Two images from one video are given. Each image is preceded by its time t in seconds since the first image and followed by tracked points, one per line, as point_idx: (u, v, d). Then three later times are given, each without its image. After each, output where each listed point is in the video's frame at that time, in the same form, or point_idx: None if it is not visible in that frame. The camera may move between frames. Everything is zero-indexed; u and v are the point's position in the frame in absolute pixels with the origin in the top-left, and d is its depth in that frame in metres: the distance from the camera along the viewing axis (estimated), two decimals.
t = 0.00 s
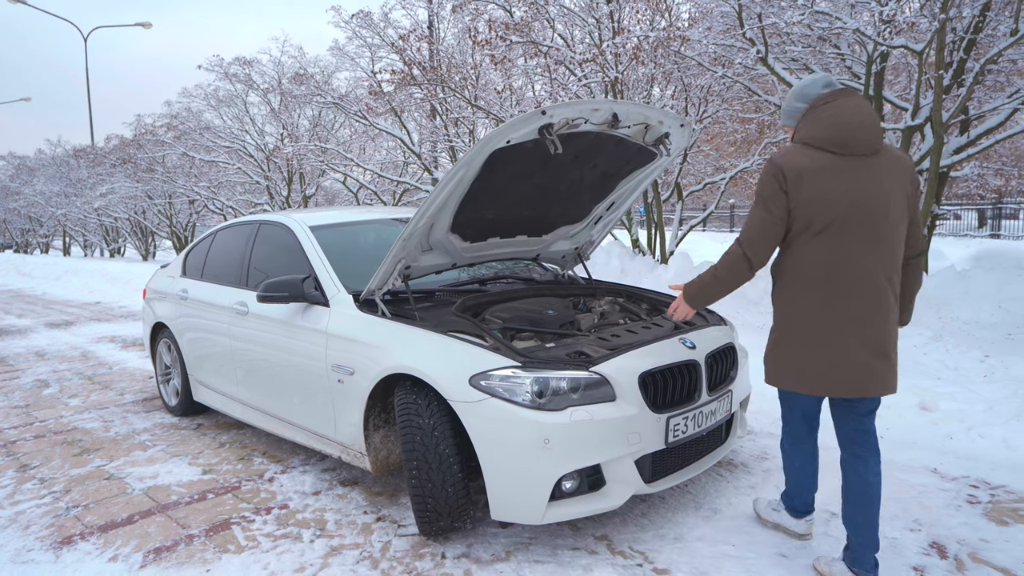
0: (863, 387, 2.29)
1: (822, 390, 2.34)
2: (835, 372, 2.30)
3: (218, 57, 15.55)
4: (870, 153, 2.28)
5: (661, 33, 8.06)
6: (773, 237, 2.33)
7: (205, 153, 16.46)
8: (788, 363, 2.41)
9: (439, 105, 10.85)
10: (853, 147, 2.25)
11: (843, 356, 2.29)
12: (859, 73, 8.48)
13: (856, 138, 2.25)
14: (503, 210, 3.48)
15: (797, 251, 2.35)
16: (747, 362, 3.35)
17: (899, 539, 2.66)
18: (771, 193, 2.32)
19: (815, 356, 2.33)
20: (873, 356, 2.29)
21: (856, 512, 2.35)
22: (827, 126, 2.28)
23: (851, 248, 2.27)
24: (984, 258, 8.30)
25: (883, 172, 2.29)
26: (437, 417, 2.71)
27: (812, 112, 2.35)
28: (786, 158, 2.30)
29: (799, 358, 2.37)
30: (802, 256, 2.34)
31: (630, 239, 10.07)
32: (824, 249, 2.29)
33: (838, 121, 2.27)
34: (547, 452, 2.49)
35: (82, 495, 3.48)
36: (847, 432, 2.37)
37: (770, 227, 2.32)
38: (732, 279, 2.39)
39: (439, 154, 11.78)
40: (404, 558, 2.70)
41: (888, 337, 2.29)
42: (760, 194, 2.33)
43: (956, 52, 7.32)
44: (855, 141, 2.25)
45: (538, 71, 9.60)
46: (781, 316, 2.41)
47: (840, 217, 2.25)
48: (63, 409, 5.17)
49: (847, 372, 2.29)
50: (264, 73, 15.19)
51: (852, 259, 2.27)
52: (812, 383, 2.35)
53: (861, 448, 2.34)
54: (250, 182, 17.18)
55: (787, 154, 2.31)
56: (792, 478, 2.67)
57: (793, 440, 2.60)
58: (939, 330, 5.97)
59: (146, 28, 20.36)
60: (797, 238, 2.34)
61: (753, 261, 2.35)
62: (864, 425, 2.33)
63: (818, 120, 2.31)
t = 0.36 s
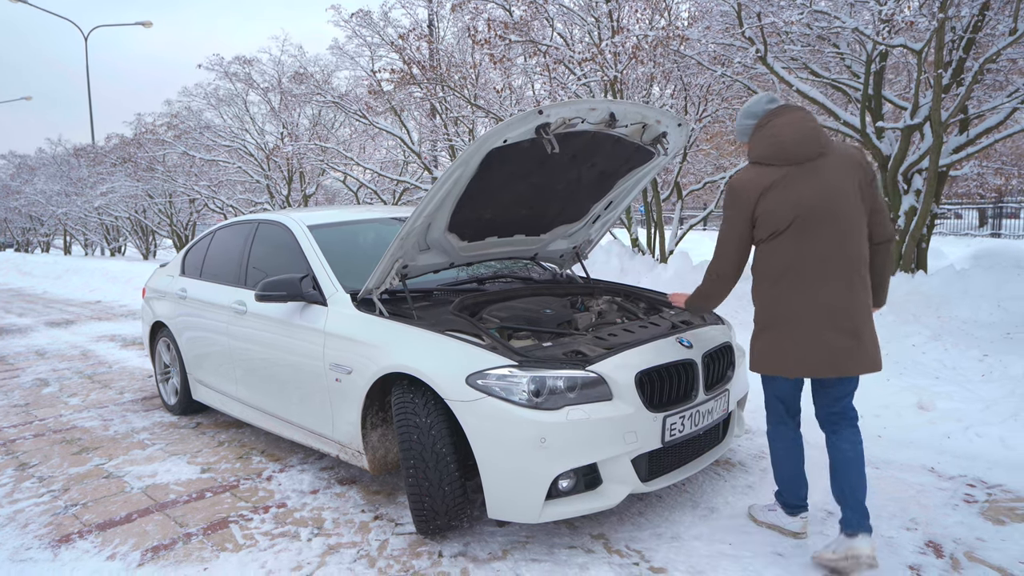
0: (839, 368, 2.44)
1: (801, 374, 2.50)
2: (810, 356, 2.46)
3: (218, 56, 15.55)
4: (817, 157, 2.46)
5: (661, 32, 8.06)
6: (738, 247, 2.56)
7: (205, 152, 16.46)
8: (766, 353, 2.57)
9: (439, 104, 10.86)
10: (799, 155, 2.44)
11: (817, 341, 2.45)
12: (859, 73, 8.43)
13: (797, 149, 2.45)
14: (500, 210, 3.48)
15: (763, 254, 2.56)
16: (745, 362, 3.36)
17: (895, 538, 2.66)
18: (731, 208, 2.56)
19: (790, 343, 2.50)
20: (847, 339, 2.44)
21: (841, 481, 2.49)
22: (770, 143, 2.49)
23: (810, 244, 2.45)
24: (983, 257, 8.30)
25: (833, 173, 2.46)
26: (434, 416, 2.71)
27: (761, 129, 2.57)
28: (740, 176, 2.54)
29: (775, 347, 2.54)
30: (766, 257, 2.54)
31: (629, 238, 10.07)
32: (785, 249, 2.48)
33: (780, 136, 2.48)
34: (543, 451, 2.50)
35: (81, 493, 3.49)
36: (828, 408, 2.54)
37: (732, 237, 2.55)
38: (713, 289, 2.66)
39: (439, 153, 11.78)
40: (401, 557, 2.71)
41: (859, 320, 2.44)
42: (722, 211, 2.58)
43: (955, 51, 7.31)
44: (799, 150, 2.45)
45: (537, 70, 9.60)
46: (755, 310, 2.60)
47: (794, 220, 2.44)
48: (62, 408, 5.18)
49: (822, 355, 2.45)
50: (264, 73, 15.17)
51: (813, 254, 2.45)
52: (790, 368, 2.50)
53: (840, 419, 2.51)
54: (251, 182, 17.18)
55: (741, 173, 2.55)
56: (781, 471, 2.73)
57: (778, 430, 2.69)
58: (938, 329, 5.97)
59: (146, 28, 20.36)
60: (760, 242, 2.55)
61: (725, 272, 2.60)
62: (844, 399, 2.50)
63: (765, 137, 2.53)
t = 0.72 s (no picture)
0: (833, 354, 2.66)
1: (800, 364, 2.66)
2: (807, 344, 2.63)
3: (217, 56, 15.55)
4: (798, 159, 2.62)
5: (659, 33, 8.07)
6: (734, 249, 2.63)
7: (205, 152, 16.47)
8: (763, 347, 2.68)
9: (438, 104, 10.86)
10: (785, 158, 2.59)
11: (812, 332, 2.63)
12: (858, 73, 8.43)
13: (782, 152, 2.58)
14: (498, 211, 3.48)
15: (756, 255, 2.66)
16: (742, 362, 3.36)
17: (892, 540, 2.66)
18: (724, 213, 2.63)
19: (789, 336, 2.64)
20: (835, 325, 2.66)
21: (830, 448, 2.89)
22: (756, 148, 2.61)
23: (801, 242, 2.59)
24: (983, 257, 8.30)
25: (813, 174, 2.63)
26: (431, 417, 2.71)
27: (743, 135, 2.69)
28: (732, 181, 2.62)
29: (774, 340, 2.65)
30: (761, 257, 2.64)
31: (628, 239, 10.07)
32: (779, 249, 2.60)
33: (766, 141, 2.60)
34: (540, 452, 2.50)
35: (79, 494, 3.50)
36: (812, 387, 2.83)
37: (730, 240, 2.62)
38: (711, 292, 2.72)
39: (438, 154, 11.79)
40: (398, 558, 2.71)
41: (843, 307, 2.68)
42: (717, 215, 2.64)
43: (954, 51, 7.31)
44: (785, 153, 2.59)
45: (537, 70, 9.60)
46: (751, 308, 2.70)
47: (790, 220, 2.56)
48: (61, 409, 5.18)
49: (818, 344, 2.64)
50: (264, 73, 15.17)
51: (804, 251, 2.60)
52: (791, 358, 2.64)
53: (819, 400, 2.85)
54: (250, 182, 17.18)
55: (733, 177, 2.63)
56: (777, 467, 2.77)
57: (776, 426, 2.76)
58: (936, 329, 5.97)
59: (147, 28, 20.36)
60: (752, 243, 2.65)
61: (724, 274, 2.65)
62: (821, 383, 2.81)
63: (750, 142, 2.65)
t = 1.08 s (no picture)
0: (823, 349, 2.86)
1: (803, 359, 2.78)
2: (809, 342, 2.76)
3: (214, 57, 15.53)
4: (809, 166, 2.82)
5: (654, 35, 8.09)
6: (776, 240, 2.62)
7: (202, 154, 16.46)
8: (767, 345, 2.75)
9: (434, 106, 10.87)
10: (810, 160, 2.74)
11: (817, 328, 2.79)
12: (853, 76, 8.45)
13: (808, 155, 2.73)
14: (492, 213, 3.48)
15: (784, 249, 2.70)
16: (735, 364, 3.37)
17: (883, 542, 2.67)
18: (768, 203, 2.61)
19: (802, 331, 2.74)
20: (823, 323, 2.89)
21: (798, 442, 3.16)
22: (790, 146, 2.70)
23: (817, 241, 2.76)
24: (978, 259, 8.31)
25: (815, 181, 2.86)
26: (423, 419, 2.72)
27: (771, 133, 2.75)
28: (776, 173, 2.64)
29: (788, 335, 2.73)
30: (790, 252, 2.70)
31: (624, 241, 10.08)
32: (805, 245, 2.71)
33: (798, 142, 2.71)
34: (531, 455, 2.50)
35: (71, 497, 3.49)
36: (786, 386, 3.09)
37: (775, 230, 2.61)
38: (747, 284, 2.63)
39: (435, 155, 11.79)
40: (390, 561, 2.71)
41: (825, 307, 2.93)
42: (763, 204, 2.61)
43: (949, 54, 7.35)
44: (810, 156, 2.75)
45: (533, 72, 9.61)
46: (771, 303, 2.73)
47: (815, 222, 2.70)
48: (55, 411, 5.17)
49: (820, 340, 2.80)
50: (261, 74, 15.17)
51: (818, 250, 2.76)
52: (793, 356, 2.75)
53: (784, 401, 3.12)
54: (247, 183, 17.17)
55: (770, 172, 2.64)
56: (777, 459, 2.84)
57: (773, 416, 2.85)
58: (931, 331, 5.98)
59: (144, 29, 20.32)
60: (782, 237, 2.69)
61: (767, 265, 2.61)
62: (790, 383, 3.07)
63: (779, 142, 2.72)
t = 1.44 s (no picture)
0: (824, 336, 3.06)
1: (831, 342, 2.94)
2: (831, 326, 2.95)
3: (213, 56, 15.51)
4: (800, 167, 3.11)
5: (654, 33, 8.07)
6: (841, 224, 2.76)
7: (202, 152, 16.45)
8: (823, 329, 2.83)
9: (434, 105, 10.85)
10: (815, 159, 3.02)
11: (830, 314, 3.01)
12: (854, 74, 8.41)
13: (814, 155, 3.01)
14: (490, 212, 3.46)
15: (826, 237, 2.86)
16: (734, 363, 3.35)
17: (883, 543, 2.65)
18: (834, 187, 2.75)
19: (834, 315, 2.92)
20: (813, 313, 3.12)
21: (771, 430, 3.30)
22: (811, 143, 2.92)
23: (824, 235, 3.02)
24: (979, 258, 8.28)
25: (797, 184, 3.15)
26: (420, 420, 2.70)
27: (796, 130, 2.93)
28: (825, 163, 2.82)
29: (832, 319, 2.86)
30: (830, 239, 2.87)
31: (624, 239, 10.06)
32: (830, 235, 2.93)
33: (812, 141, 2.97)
34: (529, 455, 2.49)
35: (69, 496, 3.48)
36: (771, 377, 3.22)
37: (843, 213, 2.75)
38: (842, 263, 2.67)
39: (435, 154, 11.77)
40: (387, 562, 2.69)
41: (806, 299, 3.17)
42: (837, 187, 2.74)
43: (950, 52, 7.31)
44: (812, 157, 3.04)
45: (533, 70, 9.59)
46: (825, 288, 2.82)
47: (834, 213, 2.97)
48: (54, 410, 5.16)
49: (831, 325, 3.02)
50: (261, 73, 15.14)
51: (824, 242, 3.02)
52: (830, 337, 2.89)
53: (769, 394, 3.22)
54: (247, 182, 17.15)
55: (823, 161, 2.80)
56: (791, 449, 2.94)
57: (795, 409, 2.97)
58: (932, 330, 5.96)
59: (144, 28, 20.29)
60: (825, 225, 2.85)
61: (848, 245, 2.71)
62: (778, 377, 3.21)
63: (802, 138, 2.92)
